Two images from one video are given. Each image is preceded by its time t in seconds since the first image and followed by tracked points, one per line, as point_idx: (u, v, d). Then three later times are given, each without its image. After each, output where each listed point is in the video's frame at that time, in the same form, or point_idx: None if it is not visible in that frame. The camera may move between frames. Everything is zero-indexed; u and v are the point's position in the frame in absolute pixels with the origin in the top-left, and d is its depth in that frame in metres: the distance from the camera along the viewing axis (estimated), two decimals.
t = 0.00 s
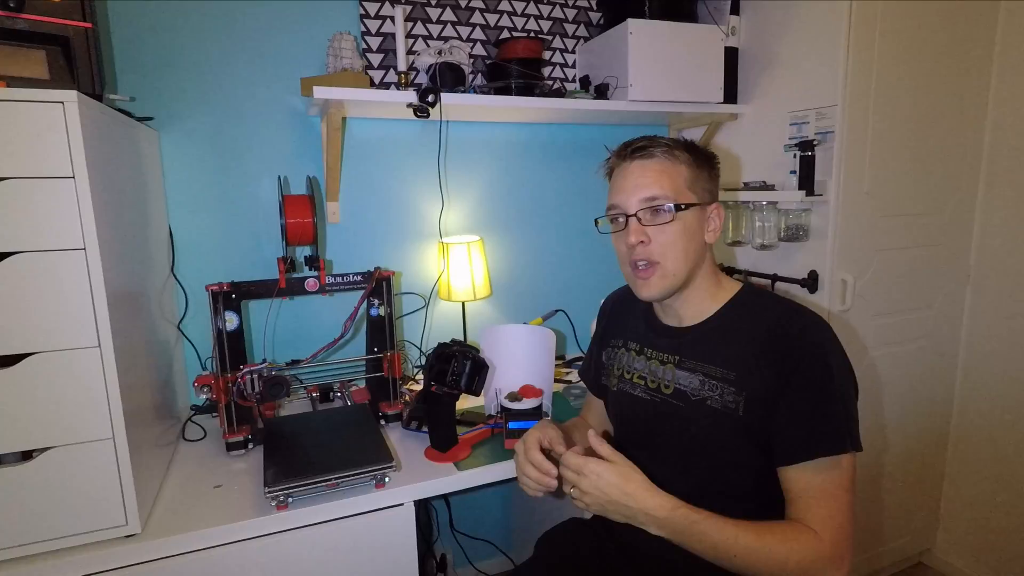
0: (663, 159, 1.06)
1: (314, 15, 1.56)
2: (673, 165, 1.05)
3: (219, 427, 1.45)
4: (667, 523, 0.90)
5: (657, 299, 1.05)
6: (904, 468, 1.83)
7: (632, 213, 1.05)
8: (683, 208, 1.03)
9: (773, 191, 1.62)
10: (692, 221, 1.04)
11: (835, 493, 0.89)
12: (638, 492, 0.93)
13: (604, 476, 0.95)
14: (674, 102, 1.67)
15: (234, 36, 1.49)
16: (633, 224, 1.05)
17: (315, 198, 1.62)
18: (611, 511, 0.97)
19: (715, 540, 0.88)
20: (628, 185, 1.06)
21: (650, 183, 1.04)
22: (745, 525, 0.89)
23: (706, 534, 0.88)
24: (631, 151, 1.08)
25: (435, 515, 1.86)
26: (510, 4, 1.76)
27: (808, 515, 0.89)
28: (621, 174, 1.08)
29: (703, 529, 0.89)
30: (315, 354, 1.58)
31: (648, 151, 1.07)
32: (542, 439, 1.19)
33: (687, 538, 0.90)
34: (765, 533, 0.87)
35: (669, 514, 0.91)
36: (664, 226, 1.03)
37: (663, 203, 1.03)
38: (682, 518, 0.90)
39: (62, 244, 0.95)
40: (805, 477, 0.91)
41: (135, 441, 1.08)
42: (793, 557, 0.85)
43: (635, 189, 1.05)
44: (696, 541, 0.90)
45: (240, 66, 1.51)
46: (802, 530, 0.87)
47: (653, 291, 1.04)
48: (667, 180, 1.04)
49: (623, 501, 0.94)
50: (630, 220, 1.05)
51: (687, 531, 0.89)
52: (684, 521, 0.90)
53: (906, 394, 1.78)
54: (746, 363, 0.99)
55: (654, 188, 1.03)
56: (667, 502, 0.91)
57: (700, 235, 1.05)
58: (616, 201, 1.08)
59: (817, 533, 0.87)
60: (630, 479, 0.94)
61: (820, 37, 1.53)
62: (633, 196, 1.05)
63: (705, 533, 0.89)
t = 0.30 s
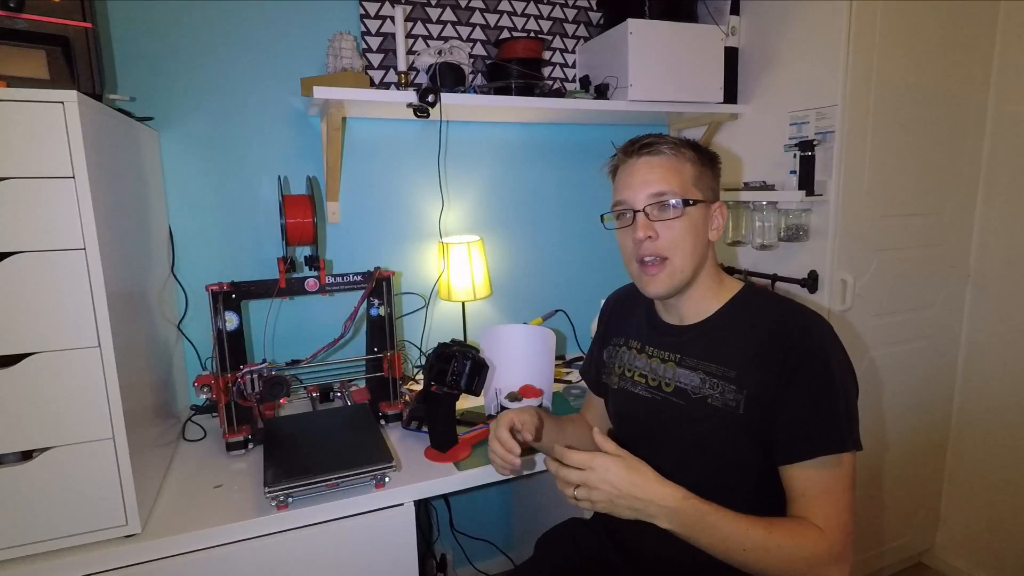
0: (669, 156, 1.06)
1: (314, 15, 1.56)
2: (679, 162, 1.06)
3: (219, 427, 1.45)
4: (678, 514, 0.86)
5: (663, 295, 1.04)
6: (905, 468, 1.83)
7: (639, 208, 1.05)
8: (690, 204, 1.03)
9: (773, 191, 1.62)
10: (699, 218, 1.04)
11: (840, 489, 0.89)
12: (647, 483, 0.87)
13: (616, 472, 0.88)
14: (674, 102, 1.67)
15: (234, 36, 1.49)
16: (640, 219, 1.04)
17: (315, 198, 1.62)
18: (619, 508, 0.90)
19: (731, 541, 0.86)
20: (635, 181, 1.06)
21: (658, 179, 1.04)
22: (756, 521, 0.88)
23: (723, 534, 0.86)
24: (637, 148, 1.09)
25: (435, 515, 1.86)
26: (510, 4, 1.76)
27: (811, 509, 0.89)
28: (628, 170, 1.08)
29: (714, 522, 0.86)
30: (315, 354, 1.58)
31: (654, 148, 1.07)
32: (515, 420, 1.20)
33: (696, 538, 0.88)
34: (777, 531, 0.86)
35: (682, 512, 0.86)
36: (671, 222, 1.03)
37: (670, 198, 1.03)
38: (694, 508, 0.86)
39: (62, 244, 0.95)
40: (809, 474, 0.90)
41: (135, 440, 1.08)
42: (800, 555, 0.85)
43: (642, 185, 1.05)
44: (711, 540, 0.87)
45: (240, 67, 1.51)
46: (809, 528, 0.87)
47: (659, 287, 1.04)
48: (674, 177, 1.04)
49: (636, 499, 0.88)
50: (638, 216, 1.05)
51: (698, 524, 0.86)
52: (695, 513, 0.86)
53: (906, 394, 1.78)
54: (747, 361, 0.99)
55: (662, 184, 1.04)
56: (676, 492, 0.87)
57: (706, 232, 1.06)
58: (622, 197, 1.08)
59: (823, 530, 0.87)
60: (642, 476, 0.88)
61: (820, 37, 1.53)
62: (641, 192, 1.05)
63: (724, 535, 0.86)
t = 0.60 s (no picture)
0: (669, 157, 1.07)
1: (314, 15, 1.56)
2: (679, 163, 1.06)
3: (219, 427, 1.45)
4: (680, 500, 0.86)
5: (672, 297, 1.05)
6: (905, 468, 1.83)
7: (644, 211, 1.05)
8: (693, 205, 1.04)
9: (773, 191, 1.62)
10: (702, 218, 1.05)
11: (840, 486, 0.88)
12: (649, 470, 0.88)
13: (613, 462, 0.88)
14: (674, 102, 1.67)
15: (234, 36, 1.49)
16: (646, 222, 1.04)
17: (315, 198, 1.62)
18: (621, 502, 0.89)
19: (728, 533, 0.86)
20: (638, 184, 1.06)
21: (661, 181, 1.04)
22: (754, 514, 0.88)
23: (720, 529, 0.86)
24: (636, 151, 1.09)
25: (435, 515, 1.86)
26: (510, 4, 1.76)
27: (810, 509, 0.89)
28: (628, 172, 1.08)
29: (714, 509, 0.86)
30: (315, 354, 1.57)
31: (653, 150, 1.07)
32: (515, 426, 1.20)
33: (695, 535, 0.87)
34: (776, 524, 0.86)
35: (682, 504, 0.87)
36: (677, 223, 1.04)
37: (674, 200, 1.04)
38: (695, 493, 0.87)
39: (62, 244, 0.95)
40: (807, 471, 0.90)
41: (136, 441, 1.08)
42: (799, 551, 0.85)
43: (646, 188, 1.05)
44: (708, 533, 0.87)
45: (240, 67, 1.51)
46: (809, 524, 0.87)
47: (669, 290, 1.04)
48: (675, 178, 1.05)
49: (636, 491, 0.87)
50: (643, 219, 1.05)
51: (699, 512, 0.86)
52: (696, 500, 0.87)
53: (906, 394, 1.77)
54: (748, 360, 0.99)
55: (665, 186, 1.04)
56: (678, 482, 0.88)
57: (708, 231, 1.07)
58: (624, 201, 1.08)
59: (823, 528, 0.87)
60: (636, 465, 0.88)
61: (820, 37, 1.53)
62: (644, 195, 1.05)
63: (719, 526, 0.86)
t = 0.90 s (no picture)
0: (624, 176, 1.06)
1: (314, 15, 1.56)
2: (636, 179, 1.06)
3: (219, 427, 1.45)
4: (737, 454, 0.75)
5: (658, 312, 1.04)
6: (905, 468, 1.83)
7: (610, 236, 1.05)
8: (656, 218, 1.03)
9: (773, 191, 1.62)
10: (670, 226, 1.03)
11: (844, 469, 0.86)
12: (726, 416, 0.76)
13: (705, 392, 0.73)
14: (674, 102, 1.67)
15: (234, 36, 1.49)
16: (614, 246, 1.04)
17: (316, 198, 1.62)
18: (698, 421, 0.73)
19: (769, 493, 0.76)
20: (598, 210, 1.06)
21: (620, 203, 1.04)
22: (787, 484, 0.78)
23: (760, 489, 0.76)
24: (591, 178, 1.10)
25: (435, 515, 1.86)
26: (510, 4, 1.76)
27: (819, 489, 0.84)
28: (588, 200, 1.08)
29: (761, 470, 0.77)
30: (314, 354, 1.57)
31: (607, 173, 1.08)
32: (515, 432, 1.16)
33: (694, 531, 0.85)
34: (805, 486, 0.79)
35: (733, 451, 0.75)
36: (644, 240, 1.03)
37: (636, 217, 1.03)
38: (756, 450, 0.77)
39: (61, 244, 0.95)
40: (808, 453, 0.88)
41: (135, 441, 1.08)
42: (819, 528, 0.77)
43: (606, 213, 1.05)
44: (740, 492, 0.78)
45: (241, 67, 1.51)
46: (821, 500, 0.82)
47: (656, 304, 1.04)
48: (633, 195, 1.04)
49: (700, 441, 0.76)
50: (611, 243, 1.05)
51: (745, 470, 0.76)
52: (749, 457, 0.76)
53: (906, 394, 1.78)
54: (747, 359, 0.99)
55: (625, 206, 1.04)
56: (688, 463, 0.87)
57: (681, 236, 1.04)
58: (590, 228, 1.08)
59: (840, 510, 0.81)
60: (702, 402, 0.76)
61: (819, 38, 1.53)
62: (607, 219, 1.05)
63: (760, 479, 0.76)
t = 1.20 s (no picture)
0: (621, 174, 1.08)
1: (314, 15, 1.56)
2: (632, 178, 1.08)
3: (220, 427, 1.45)
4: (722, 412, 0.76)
5: (667, 310, 1.03)
6: (904, 468, 1.83)
7: (614, 233, 1.05)
8: (659, 214, 1.05)
9: (773, 191, 1.62)
10: (669, 224, 1.06)
11: (841, 452, 0.83)
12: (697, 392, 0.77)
13: (673, 387, 0.77)
14: (674, 102, 1.67)
15: (234, 36, 1.49)
16: (620, 242, 1.04)
17: (315, 198, 1.62)
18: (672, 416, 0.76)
19: (758, 475, 0.74)
20: (600, 207, 1.06)
21: (622, 199, 1.05)
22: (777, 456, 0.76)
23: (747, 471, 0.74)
24: (586, 177, 1.10)
25: (435, 515, 1.86)
26: (510, 4, 1.76)
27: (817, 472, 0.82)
28: (587, 199, 1.08)
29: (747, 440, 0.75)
30: (315, 354, 1.57)
31: (603, 172, 1.09)
32: (511, 449, 1.15)
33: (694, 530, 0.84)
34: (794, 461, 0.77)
35: (719, 434, 0.75)
36: (649, 236, 1.04)
37: (640, 214, 1.04)
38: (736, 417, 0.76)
39: (61, 244, 0.95)
40: (801, 435, 0.85)
41: (135, 441, 1.08)
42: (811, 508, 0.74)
43: (609, 210, 1.05)
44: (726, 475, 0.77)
45: (241, 67, 1.51)
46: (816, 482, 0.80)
47: (663, 302, 1.02)
48: (634, 192, 1.06)
49: (701, 421, 0.76)
50: (616, 240, 1.04)
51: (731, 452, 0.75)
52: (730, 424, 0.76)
53: (906, 394, 1.78)
54: (736, 357, 0.99)
55: (627, 202, 1.05)
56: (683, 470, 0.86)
57: (678, 235, 1.08)
58: (591, 227, 1.07)
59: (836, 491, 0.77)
60: (699, 381, 0.79)
61: (819, 37, 1.53)
62: (609, 216, 1.05)
63: (747, 462, 0.74)
